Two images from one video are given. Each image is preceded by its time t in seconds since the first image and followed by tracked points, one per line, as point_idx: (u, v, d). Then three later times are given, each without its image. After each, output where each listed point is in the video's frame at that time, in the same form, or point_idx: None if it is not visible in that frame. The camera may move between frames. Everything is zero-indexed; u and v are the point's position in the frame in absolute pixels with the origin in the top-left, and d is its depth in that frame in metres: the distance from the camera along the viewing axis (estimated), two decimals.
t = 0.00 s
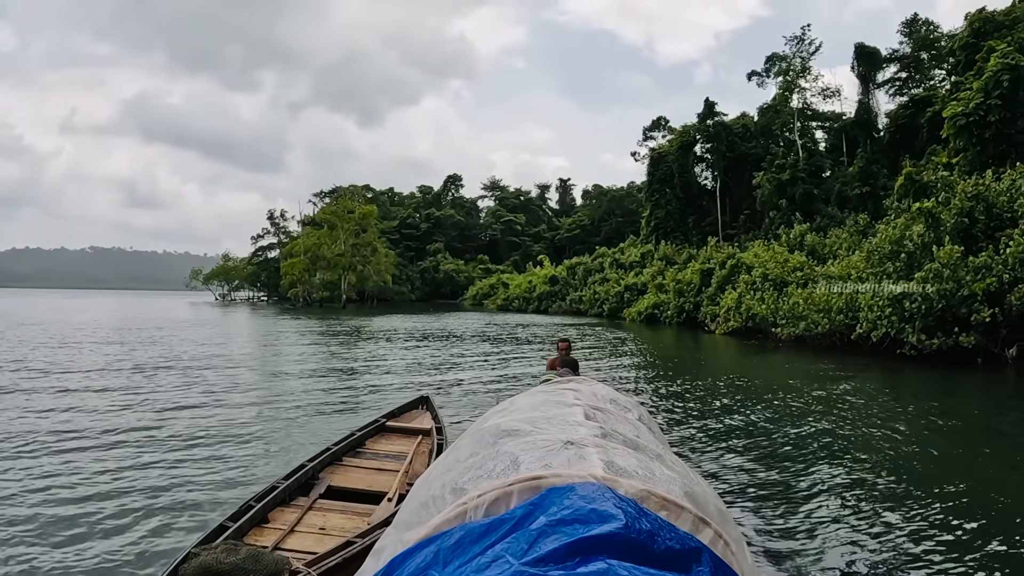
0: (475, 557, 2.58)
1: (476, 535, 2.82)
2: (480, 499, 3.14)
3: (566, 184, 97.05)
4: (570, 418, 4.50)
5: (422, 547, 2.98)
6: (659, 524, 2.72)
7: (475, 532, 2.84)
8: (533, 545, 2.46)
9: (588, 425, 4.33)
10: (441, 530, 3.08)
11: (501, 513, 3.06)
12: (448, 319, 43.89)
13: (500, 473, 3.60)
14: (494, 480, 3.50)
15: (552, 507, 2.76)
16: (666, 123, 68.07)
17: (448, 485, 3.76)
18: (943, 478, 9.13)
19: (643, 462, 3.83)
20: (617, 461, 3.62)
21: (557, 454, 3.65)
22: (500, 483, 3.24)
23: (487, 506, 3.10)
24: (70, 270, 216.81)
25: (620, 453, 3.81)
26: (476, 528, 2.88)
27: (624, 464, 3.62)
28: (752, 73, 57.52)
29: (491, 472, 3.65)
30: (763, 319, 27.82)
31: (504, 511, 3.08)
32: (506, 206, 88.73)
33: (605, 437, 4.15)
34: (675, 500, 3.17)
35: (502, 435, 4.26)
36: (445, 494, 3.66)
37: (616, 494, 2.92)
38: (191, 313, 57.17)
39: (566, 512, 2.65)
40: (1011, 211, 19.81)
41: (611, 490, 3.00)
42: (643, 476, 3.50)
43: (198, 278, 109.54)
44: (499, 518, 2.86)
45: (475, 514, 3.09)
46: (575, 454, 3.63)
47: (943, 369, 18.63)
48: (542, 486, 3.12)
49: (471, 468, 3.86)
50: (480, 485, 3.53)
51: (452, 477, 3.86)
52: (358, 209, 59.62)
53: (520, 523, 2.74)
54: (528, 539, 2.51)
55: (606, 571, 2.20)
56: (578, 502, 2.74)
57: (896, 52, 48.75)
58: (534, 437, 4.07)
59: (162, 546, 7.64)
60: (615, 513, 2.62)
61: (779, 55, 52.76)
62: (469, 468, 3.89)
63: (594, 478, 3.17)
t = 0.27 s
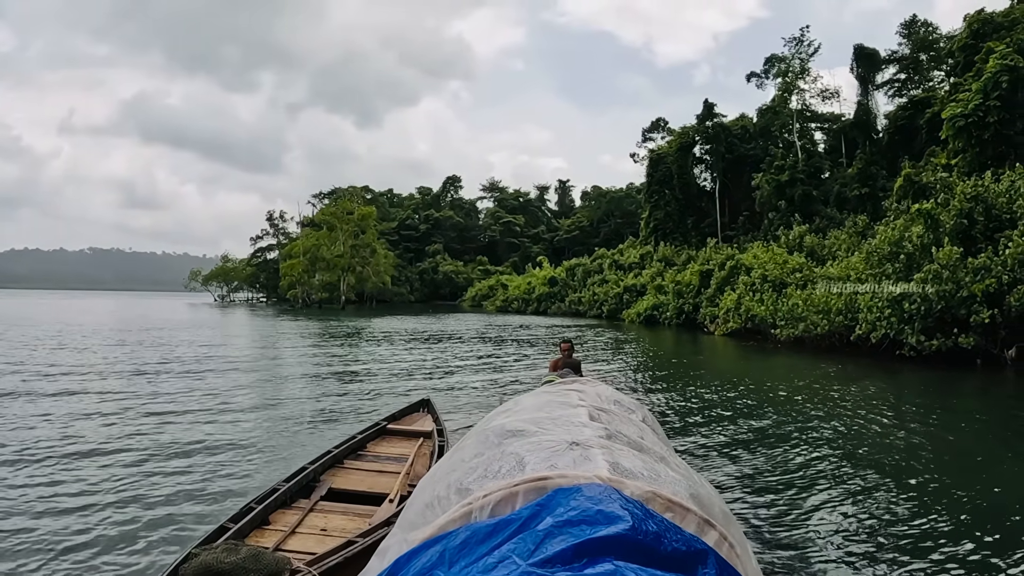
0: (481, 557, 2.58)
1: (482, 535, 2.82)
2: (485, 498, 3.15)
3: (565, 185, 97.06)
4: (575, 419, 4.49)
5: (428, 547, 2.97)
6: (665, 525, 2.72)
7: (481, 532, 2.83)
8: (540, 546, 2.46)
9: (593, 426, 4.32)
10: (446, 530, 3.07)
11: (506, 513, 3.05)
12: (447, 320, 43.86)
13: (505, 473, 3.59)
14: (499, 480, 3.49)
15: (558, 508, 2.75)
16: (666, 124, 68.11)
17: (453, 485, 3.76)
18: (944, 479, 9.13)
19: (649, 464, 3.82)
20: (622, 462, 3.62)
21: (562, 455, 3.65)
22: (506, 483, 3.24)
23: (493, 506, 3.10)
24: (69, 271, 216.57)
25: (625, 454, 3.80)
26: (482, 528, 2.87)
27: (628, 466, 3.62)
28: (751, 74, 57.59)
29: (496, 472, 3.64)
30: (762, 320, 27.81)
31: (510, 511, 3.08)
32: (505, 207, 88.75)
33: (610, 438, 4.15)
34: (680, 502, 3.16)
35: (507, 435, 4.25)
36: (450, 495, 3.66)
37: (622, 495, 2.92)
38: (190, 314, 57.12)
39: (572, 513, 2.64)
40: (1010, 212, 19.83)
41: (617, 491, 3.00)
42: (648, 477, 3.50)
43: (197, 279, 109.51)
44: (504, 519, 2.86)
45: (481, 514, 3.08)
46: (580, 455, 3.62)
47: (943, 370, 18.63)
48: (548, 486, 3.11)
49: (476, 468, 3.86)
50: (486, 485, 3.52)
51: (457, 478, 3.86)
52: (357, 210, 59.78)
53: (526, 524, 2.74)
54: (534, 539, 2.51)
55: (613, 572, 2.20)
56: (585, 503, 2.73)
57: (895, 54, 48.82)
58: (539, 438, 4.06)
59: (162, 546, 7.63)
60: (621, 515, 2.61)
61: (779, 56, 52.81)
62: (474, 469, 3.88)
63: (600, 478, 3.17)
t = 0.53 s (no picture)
0: (484, 559, 2.57)
1: (485, 536, 2.81)
2: (488, 500, 3.14)
3: (564, 187, 97.05)
4: (577, 421, 4.49)
5: (431, 548, 2.97)
6: (667, 526, 2.71)
7: (484, 533, 2.83)
8: (542, 548, 2.45)
9: (596, 428, 4.31)
10: (448, 531, 3.07)
11: (509, 514, 3.05)
12: (446, 321, 43.82)
13: (508, 475, 3.59)
14: (502, 482, 3.49)
15: (561, 510, 2.74)
16: (665, 125, 68.13)
17: (456, 486, 3.76)
18: (943, 480, 9.13)
19: (651, 465, 3.82)
20: (624, 464, 3.61)
21: (565, 456, 3.64)
22: (508, 484, 3.24)
23: (496, 508, 3.09)
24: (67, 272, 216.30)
25: (628, 456, 3.80)
26: (485, 529, 2.87)
27: (632, 467, 3.61)
28: (750, 75, 57.63)
29: (499, 474, 3.64)
30: (761, 321, 27.81)
31: (513, 512, 3.07)
32: (504, 208, 88.73)
33: (612, 440, 4.14)
34: (682, 503, 3.16)
35: (510, 436, 4.24)
36: (453, 496, 3.66)
37: (624, 496, 2.91)
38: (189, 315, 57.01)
39: (575, 515, 2.63)
40: (1009, 214, 19.86)
41: (619, 492, 2.99)
42: (651, 479, 3.49)
43: (195, 280, 109.37)
44: (507, 520, 2.85)
45: (484, 516, 3.08)
46: (583, 456, 3.62)
47: (943, 371, 18.64)
48: (550, 488, 3.10)
49: (479, 470, 3.85)
50: (489, 486, 3.52)
51: (460, 479, 3.86)
52: (356, 211, 60.04)
53: (529, 525, 2.73)
54: (537, 540, 2.51)
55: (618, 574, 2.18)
56: (587, 505, 2.73)
57: (893, 55, 48.89)
58: (542, 439, 4.06)
59: (162, 548, 7.61)
60: (624, 516, 2.61)
61: (778, 58, 52.84)
62: (477, 470, 3.88)
63: (602, 480, 3.16)
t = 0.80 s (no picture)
0: (494, 556, 2.57)
1: (494, 534, 2.81)
2: (496, 499, 3.13)
3: (563, 187, 97.08)
4: (583, 421, 4.48)
5: (439, 546, 2.96)
6: (675, 525, 2.71)
7: (493, 531, 2.82)
8: (552, 544, 2.45)
9: (601, 428, 4.31)
10: (456, 530, 3.06)
11: (517, 513, 3.04)
12: (445, 321, 43.77)
13: (515, 474, 3.59)
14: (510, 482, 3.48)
15: (570, 508, 2.74)
16: (663, 126, 68.15)
17: (462, 485, 3.75)
18: (943, 481, 9.15)
19: (657, 464, 3.82)
20: (631, 463, 3.61)
21: (571, 456, 3.64)
22: (516, 483, 3.23)
23: (504, 506, 3.08)
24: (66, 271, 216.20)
25: (633, 455, 3.80)
26: (493, 527, 2.87)
27: (638, 467, 3.61)
28: (748, 76, 57.65)
29: (506, 473, 3.64)
30: (760, 322, 27.81)
31: (520, 511, 3.06)
32: (503, 208, 88.72)
33: (618, 440, 4.14)
34: (689, 502, 3.15)
35: (516, 436, 4.25)
36: (460, 495, 3.65)
37: (631, 495, 2.91)
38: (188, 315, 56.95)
39: (583, 513, 2.63)
40: (1007, 215, 19.90)
41: (626, 491, 2.99)
42: (656, 478, 3.49)
43: (194, 280, 109.28)
44: (516, 519, 2.84)
45: (492, 514, 3.07)
46: (590, 455, 3.61)
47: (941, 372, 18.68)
48: (558, 487, 3.10)
49: (486, 469, 3.85)
50: (495, 486, 3.52)
51: (466, 478, 3.85)
52: (355, 211, 60.66)
53: (537, 523, 2.73)
54: (546, 538, 2.50)
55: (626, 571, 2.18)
56: (595, 502, 2.73)
57: (892, 56, 48.94)
58: (548, 439, 4.06)
59: (165, 547, 7.59)
60: (632, 514, 2.61)
61: (777, 58, 52.85)
62: (483, 469, 3.87)
63: (609, 479, 3.16)
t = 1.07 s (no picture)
0: (500, 554, 2.57)
1: (499, 533, 2.81)
2: (501, 497, 3.13)
3: (562, 186, 97.06)
4: (587, 420, 4.49)
5: (445, 545, 2.96)
6: (679, 522, 2.71)
7: (499, 530, 2.82)
8: (558, 542, 2.45)
9: (605, 427, 4.32)
10: (463, 528, 3.06)
11: (521, 512, 3.05)
12: (444, 321, 43.75)
13: (520, 473, 3.59)
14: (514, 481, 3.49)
15: (574, 506, 2.74)
16: (663, 125, 68.10)
17: (467, 484, 3.76)
18: (944, 479, 9.16)
19: (661, 463, 3.82)
20: (635, 462, 3.61)
21: (576, 454, 3.63)
22: (520, 483, 3.23)
23: (509, 504, 3.09)
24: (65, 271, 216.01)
25: (637, 454, 3.80)
26: (498, 526, 2.87)
27: (642, 465, 3.61)
28: (748, 75, 57.60)
29: (511, 472, 3.64)
30: (760, 321, 27.80)
31: (525, 510, 3.07)
32: (502, 208, 88.66)
33: (622, 439, 4.15)
34: (693, 500, 3.15)
35: (520, 436, 4.25)
36: (466, 495, 3.66)
37: (636, 493, 2.91)
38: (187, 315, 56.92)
39: (588, 511, 2.63)
40: (1007, 214, 19.91)
41: (630, 489, 2.99)
42: (660, 477, 3.50)
43: (193, 280, 109.24)
44: (522, 517, 2.85)
45: (497, 513, 3.07)
46: (594, 454, 3.61)
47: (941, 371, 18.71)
48: (563, 485, 3.10)
49: (491, 468, 3.85)
50: (500, 485, 3.52)
51: (471, 477, 3.85)
52: (354, 211, 60.41)
53: (543, 522, 2.73)
54: (552, 536, 2.50)
55: (631, 568, 2.18)
56: (600, 501, 2.73)
57: (891, 55, 48.97)
58: (552, 438, 4.07)
59: (168, 549, 7.58)
60: (637, 512, 2.61)
61: (776, 57, 52.81)
62: (488, 469, 3.88)
63: (614, 477, 3.17)
